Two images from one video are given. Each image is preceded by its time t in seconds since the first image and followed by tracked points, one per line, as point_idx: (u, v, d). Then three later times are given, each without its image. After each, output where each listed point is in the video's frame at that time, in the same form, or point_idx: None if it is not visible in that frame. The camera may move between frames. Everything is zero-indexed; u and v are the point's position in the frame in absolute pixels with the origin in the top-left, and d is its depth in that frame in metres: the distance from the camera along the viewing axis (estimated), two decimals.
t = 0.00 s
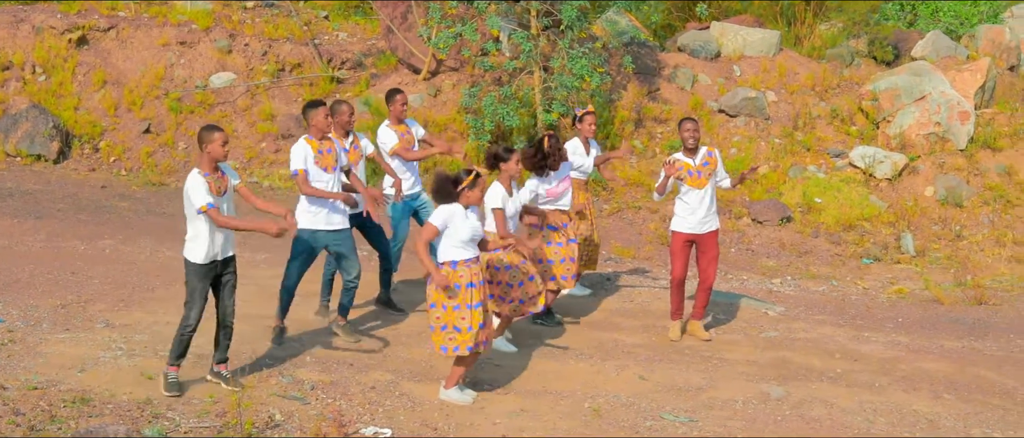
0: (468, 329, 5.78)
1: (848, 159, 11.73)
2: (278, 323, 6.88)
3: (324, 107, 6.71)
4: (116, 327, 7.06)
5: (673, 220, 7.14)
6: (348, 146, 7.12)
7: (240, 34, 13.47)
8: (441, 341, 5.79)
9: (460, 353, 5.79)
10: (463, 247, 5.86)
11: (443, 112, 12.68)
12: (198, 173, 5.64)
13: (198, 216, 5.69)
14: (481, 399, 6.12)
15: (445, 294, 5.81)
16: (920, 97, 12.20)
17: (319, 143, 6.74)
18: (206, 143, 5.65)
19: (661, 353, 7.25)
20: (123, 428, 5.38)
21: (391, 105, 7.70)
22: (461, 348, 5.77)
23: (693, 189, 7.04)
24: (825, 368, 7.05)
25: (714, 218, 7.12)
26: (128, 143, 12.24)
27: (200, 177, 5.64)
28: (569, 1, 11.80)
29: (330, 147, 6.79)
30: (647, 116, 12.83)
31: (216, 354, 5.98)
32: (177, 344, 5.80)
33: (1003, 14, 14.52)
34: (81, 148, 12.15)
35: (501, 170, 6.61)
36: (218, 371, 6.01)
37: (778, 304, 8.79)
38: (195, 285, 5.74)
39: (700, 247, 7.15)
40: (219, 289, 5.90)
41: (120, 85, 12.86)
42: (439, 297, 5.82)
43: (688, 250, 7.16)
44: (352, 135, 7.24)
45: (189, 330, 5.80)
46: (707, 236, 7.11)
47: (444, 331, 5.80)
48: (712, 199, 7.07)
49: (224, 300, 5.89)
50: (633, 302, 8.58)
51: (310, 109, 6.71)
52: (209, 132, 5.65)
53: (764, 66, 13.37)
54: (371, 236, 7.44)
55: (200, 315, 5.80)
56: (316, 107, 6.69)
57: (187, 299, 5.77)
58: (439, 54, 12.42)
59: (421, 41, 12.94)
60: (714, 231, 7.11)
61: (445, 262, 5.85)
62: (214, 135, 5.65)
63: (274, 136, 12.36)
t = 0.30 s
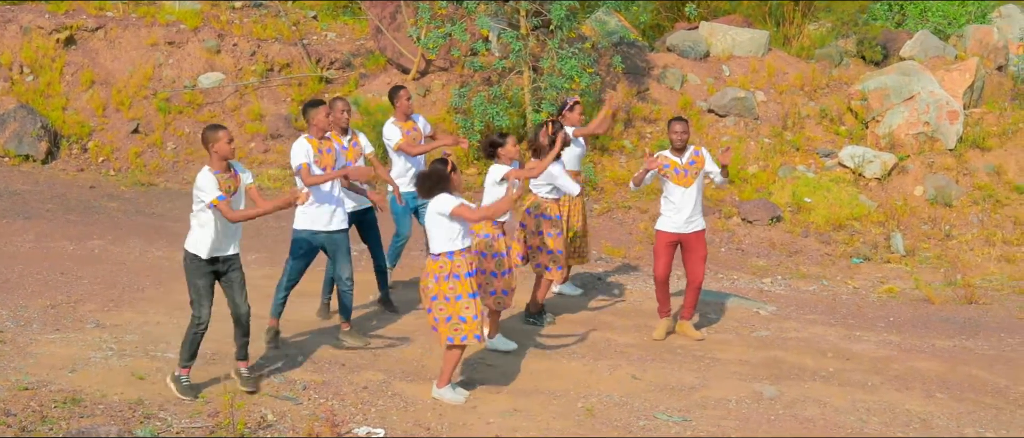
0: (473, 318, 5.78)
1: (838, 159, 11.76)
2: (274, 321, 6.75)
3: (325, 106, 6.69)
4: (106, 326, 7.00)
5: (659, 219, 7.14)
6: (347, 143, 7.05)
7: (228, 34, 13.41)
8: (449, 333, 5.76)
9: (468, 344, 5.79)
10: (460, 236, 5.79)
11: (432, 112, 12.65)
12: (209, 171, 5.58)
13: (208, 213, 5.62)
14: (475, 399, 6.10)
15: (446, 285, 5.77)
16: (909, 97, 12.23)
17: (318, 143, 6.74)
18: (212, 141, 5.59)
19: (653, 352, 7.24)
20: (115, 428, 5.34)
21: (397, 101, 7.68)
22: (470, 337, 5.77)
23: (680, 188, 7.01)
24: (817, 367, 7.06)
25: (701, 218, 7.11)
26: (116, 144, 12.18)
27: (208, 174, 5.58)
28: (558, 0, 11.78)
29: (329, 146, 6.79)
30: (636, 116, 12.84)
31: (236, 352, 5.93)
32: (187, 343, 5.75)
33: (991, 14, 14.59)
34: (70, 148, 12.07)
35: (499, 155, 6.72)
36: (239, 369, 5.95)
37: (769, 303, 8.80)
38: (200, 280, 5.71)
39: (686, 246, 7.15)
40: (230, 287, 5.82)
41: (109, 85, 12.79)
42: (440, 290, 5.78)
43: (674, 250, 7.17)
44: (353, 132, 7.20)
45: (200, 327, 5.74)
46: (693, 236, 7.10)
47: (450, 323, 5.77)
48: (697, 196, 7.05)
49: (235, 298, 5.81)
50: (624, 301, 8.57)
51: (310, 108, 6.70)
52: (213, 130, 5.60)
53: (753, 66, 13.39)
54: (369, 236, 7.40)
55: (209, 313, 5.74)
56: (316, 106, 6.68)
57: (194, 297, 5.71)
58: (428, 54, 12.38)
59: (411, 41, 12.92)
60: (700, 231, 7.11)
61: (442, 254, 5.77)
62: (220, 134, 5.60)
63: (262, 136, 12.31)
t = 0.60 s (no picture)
0: (475, 319, 5.76)
1: (832, 158, 11.77)
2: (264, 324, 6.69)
3: (322, 108, 6.66)
4: (98, 326, 6.98)
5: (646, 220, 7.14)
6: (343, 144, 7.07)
7: (221, 34, 13.38)
8: (453, 338, 5.72)
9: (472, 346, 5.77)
10: (455, 237, 5.76)
11: (425, 111, 12.63)
12: (215, 173, 5.53)
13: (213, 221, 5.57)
14: (468, 398, 6.09)
15: (446, 291, 5.71)
16: (903, 95, 12.24)
17: (318, 146, 6.64)
18: (224, 143, 5.55)
19: (647, 350, 7.24)
20: (106, 428, 5.32)
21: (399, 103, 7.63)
22: (475, 339, 5.75)
23: (662, 190, 7.02)
24: (812, 365, 7.05)
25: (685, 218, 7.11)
26: (109, 144, 12.15)
27: (214, 178, 5.53)
28: None
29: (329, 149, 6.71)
30: (630, 115, 12.83)
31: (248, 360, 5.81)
32: (205, 346, 5.69)
33: (985, 13, 14.61)
34: (62, 148, 12.03)
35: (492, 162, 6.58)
36: (253, 376, 5.84)
37: (763, 302, 8.79)
38: (217, 285, 5.62)
39: (673, 245, 7.14)
40: (241, 291, 5.73)
41: (101, 85, 12.75)
42: (440, 295, 5.72)
43: (662, 249, 7.15)
44: (349, 135, 7.21)
45: (215, 331, 5.68)
46: (679, 235, 7.10)
47: (453, 328, 5.72)
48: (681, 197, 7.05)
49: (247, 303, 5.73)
50: (618, 300, 8.56)
51: (308, 111, 6.65)
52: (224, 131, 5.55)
53: (747, 65, 13.39)
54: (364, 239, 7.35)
55: (224, 316, 5.67)
56: (314, 108, 6.64)
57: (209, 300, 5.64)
58: (422, 54, 12.35)
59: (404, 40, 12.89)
60: (687, 230, 7.10)
61: (441, 259, 5.72)
62: (233, 133, 5.55)
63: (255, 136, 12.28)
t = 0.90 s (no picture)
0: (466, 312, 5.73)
1: (829, 157, 11.78)
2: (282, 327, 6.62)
3: (315, 104, 6.63)
4: (92, 324, 6.99)
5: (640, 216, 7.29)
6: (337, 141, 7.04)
7: (218, 33, 13.40)
8: (441, 329, 5.70)
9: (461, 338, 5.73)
10: (447, 228, 5.78)
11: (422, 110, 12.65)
12: (221, 171, 5.51)
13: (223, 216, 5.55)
14: (460, 396, 6.10)
15: (437, 281, 5.73)
16: (900, 93, 12.24)
17: (311, 143, 6.70)
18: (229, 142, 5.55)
19: (641, 348, 7.25)
20: (97, 425, 5.33)
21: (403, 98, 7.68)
22: (463, 332, 5.71)
23: (646, 186, 7.14)
24: (805, 363, 7.06)
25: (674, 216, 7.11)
26: (106, 143, 12.17)
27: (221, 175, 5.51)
28: None
29: (320, 146, 6.76)
30: (628, 114, 12.84)
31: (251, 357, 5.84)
32: (214, 351, 5.62)
33: (983, 11, 14.60)
34: (59, 147, 12.05)
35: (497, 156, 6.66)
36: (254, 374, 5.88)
37: (759, 300, 8.80)
38: (220, 282, 5.59)
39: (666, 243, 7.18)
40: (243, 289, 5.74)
41: (98, 84, 12.77)
42: (432, 286, 5.73)
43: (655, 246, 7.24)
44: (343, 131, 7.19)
45: (226, 331, 5.63)
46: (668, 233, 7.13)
47: (443, 319, 5.71)
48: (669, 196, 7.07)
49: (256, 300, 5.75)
50: (613, 298, 8.56)
51: (300, 107, 6.63)
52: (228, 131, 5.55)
53: (744, 63, 13.39)
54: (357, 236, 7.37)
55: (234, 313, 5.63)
56: (306, 105, 6.62)
57: (216, 301, 5.58)
58: (419, 52, 12.35)
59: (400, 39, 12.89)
60: (677, 227, 7.10)
61: (433, 249, 5.75)
62: (237, 134, 5.56)
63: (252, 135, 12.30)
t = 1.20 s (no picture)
0: (446, 329, 5.75)
1: (831, 157, 11.77)
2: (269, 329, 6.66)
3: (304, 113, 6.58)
4: (86, 323, 7.03)
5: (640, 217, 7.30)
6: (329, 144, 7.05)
7: (220, 33, 13.45)
8: (422, 345, 5.76)
9: (442, 354, 5.78)
10: (433, 245, 5.74)
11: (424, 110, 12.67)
12: (214, 177, 5.52)
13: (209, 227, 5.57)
14: (452, 396, 6.12)
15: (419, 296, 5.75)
16: (902, 93, 12.21)
17: (303, 151, 6.69)
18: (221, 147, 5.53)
19: (636, 349, 7.26)
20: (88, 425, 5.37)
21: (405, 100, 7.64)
22: (443, 349, 5.76)
23: (641, 187, 7.18)
24: (800, 364, 7.06)
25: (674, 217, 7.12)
26: (108, 143, 12.22)
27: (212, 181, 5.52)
28: None
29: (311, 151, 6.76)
30: (629, 114, 12.84)
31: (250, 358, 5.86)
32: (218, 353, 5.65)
33: (987, 11, 14.56)
34: (60, 147, 12.10)
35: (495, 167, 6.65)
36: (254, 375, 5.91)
37: (756, 301, 8.80)
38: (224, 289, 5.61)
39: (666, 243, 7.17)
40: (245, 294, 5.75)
41: (100, 84, 12.82)
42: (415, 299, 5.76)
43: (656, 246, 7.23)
44: (334, 132, 7.20)
45: (226, 335, 5.65)
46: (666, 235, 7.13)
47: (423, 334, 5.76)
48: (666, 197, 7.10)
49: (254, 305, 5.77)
50: (609, 299, 8.57)
51: (289, 116, 6.60)
52: (222, 134, 5.52)
53: (746, 63, 13.38)
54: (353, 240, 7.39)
55: (235, 319, 5.65)
56: (295, 114, 6.58)
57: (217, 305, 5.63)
58: (420, 52, 12.36)
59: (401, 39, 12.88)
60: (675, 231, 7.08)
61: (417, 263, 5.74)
62: (239, 138, 5.55)
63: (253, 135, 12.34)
